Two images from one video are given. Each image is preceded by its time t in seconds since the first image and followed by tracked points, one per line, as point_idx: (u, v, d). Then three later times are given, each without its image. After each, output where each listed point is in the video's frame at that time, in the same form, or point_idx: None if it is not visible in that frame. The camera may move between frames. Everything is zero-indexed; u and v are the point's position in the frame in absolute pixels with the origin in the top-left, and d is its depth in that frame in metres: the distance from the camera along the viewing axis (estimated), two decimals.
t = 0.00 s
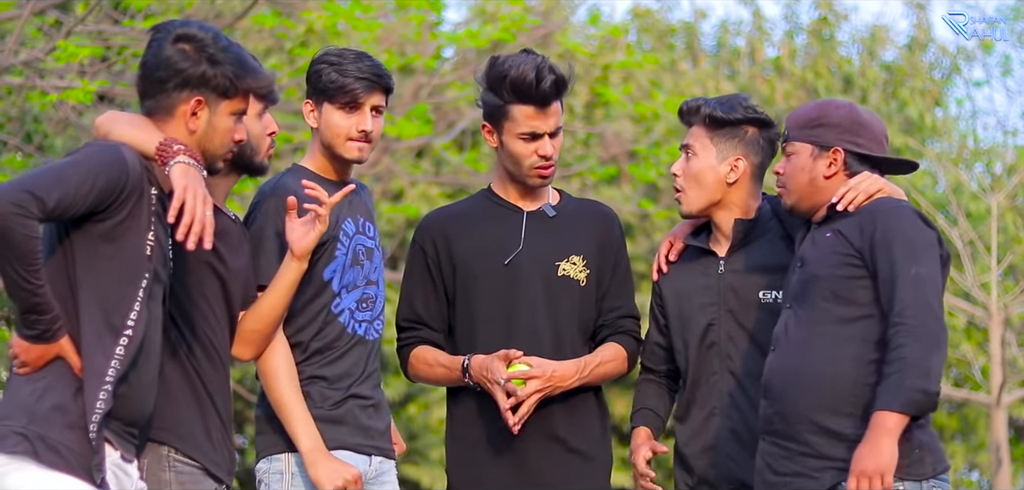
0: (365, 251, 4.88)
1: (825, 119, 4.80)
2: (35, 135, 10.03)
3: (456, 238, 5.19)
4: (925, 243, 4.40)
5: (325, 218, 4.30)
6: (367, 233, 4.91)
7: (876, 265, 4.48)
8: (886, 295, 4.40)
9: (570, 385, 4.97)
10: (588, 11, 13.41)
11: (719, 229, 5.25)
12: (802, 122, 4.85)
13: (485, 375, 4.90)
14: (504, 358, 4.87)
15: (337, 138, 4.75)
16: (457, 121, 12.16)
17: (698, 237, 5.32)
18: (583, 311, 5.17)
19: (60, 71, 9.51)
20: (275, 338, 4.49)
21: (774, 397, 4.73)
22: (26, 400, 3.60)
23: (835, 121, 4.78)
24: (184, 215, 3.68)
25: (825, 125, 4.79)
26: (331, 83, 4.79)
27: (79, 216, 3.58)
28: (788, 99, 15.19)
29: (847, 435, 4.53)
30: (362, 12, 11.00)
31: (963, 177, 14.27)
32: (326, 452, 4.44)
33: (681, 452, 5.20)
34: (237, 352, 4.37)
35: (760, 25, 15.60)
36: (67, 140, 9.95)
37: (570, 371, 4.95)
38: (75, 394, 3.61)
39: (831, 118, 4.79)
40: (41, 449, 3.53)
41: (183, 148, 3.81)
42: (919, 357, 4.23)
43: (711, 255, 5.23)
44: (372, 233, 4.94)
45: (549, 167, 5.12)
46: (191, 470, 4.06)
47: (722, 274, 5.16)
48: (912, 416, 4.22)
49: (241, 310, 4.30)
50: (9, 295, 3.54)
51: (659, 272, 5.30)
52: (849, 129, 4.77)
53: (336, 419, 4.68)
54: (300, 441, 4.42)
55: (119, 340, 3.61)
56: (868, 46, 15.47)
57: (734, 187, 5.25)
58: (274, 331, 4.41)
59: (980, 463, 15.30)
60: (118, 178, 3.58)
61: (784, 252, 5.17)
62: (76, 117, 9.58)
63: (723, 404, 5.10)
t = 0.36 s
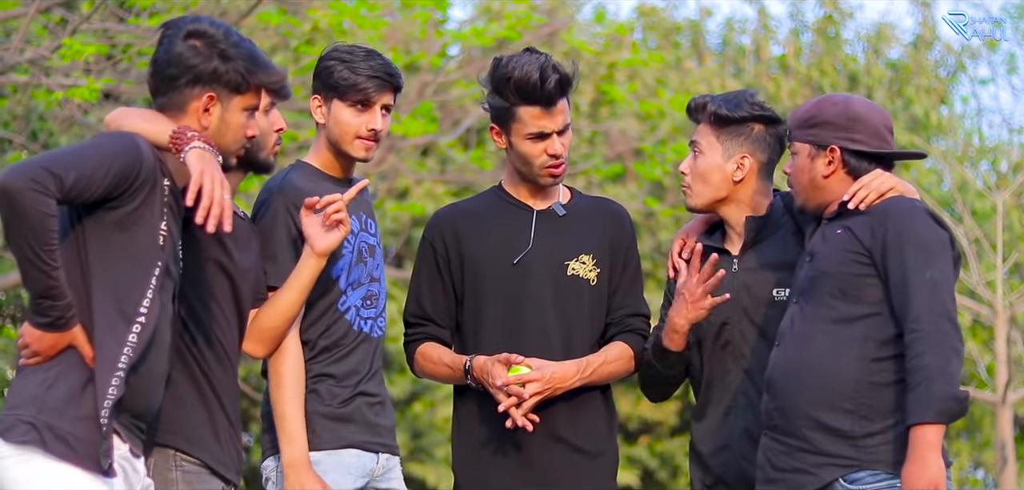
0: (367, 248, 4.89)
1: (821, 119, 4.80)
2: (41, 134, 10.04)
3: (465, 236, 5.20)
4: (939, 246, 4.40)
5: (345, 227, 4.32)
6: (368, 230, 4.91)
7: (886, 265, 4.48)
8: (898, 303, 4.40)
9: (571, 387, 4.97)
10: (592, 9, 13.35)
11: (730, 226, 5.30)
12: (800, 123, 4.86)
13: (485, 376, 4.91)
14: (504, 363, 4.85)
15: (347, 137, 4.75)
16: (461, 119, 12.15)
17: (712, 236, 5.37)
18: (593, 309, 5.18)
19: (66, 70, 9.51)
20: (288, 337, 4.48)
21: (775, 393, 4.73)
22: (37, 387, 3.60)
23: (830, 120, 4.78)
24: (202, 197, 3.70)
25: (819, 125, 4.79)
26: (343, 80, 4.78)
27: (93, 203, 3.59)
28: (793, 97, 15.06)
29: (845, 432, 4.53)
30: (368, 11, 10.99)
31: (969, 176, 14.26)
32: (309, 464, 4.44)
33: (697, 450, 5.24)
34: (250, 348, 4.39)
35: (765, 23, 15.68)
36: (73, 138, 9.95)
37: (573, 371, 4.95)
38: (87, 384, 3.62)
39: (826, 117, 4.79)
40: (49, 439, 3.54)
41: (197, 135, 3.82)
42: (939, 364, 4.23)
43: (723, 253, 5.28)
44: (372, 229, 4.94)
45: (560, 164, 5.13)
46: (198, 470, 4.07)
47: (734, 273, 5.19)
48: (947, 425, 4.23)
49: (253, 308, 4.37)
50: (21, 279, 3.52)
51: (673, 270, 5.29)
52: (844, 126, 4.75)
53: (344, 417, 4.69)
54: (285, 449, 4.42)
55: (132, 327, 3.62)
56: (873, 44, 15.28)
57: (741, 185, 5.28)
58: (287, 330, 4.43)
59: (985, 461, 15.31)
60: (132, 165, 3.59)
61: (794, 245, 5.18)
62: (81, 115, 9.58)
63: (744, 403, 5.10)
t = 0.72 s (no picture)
0: (370, 247, 4.90)
1: (831, 116, 4.79)
2: (47, 133, 10.06)
3: (473, 234, 5.20)
4: (948, 246, 4.40)
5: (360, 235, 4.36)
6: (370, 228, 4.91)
7: (894, 265, 4.48)
8: (905, 300, 4.40)
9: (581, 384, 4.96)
10: (598, 8, 13.33)
11: (733, 227, 5.31)
12: (810, 121, 4.85)
13: (495, 373, 4.90)
14: (515, 358, 4.85)
15: (357, 134, 4.75)
16: (467, 118, 12.17)
17: (716, 236, 5.38)
18: (601, 309, 5.18)
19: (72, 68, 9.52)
20: (299, 339, 4.49)
21: (783, 392, 4.73)
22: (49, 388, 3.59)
23: (839, 118, 4.77)
24: (219, 208, 3.68)
25: (830, 123, 4.78)
26: (355, 77, 4.79)
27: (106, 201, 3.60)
28: (798, 97, 15.24)
29: (853, 430, 4.54)
30: (373, 10, 10.99)
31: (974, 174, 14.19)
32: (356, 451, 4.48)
33: (703, 450, 5.22)
34: (259, 351, 4.40)
35: (770, 22, 15.75)
36: (78, 137, 9.96)
37: (582, 369, 4.93)
38: (101, 383, 3.61)
39: (836, 115, 4.78)
40: (61, 438, 3.54)
41: (215, 140, 3.82)
42: (941, 363, 4.24)
43: (728, 255, 5.30)
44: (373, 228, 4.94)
45: (566, 161, 5.13)
46: (204, 469, 4.06)
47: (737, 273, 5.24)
48: (936, 424, 4.23)
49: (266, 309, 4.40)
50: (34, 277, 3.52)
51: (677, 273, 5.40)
52: (854, 124, 4.75)
53: (353, 415, 4.69)
54: (329, 442, 4.44)
55: (145, 326, 3.61)
56: (879, 43, 15.16)
57: (743, 184, 5.27)
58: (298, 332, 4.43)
59: (991, 461, 15.30)
60: (146, 164, 3.60)
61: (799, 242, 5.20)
62: (87, 115, 9.58)
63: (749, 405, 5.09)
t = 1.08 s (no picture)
0: (373, 253, 4.92)
1: (843, 120, 4.80)
2: (50, 139, 10.09)
3: (474, 238, 5.20)
4: (946, 253, 4.42)
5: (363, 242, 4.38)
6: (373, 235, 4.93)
7: (891, 271, 4.49)
8: (903, 304, 4.41)
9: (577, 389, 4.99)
10: (601, 13, 13.35)
11: (735, 232, 5.30)
12: (819, 125, 4.83)
13: (496, 374, 4.91)
14: (515, 359, 4.86)
15: (369, 141, 4.79)
16: (469, 123, 12.18)
17: (714, 241, 5.33)
18: (602, 314, 5.18)
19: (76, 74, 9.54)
20: (302, 346, 4.49)
21: (783, 399, 4.71)
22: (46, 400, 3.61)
23: (853, 123, 4.79)
24: (203, 214, 3.71)
25: (843, 128, 4.79)
26: (364, 85, 4.82)
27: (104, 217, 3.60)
28: (801, 101, 15.06)
29: (854, 434, 4.53)
30: (376, 15, 11.00)
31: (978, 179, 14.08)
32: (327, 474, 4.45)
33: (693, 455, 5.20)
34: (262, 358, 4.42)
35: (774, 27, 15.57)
36: (81, 143, 9.98)
37: (582, 374, 4.97)
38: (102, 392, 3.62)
39: (849, 119, 4.80)
40: (62, 449, 3.56)
41: (202, 146, 3.83)
42: (940, 367, 4.25)
43: (728, 259, 5.24)
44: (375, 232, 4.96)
45: (566, 158, 5.13)
46: (204, 475, 4.06)
47: (742, 279, 5.18)
48: (944, 430, 4.25)
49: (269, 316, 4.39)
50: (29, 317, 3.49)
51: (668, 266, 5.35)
52: (867, 130, 4.79)
53: (365, 422, 4.71)
54: (303, 457, 4.43)
55: (145, 336, 3.64)
56: (882, 48, 15.35)
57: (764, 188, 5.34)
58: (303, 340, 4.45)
59: (995, 465, 15.26)
60: (141, 176, 3.60)
61: (798, 252, 5.21)
62: (90, 120, 9.57)
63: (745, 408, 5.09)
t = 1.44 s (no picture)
0: (387, 254, 4.94)
1: (850, 125, 4.81)
2: (61, 139, 10.14)
3: (484, 238, 5.21)
4: (955, 254, 4.42)
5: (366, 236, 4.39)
6: (383, 236, 4.95)
7: (900, 270, 4.49)
8: (913, 306, 4.41)
9: (588, 389, 4.98)
10: (612, 13, 13.37)
11: (736, 233, 5.27)
12: (826, 130, 4.84)
13: (505, 377, 4.92)
14: (525, 362, 4.86)
15: (386, 145, 4.83)
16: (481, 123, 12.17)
17: (718, 240, 5.31)
18: (611, 316, 5.19)
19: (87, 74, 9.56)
20: (315, 347, 4.50)
21: (794, 400, 4.71)
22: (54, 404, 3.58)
23: (859, 127, 4.79)
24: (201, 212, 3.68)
25: (849, 132, 4.80)
26: (381, 90, 4.85)
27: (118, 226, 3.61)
28: (813, 101, 15.06)
29: (865, 435, 4.53)
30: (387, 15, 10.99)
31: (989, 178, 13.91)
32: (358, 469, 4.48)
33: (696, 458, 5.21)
34: (278, 360, 4.42)
35: (785, 27, 15.53)
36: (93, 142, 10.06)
37: (593, 374, 4.98)
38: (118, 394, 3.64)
39: (855, 123, 4.80)
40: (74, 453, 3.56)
41: (204, 145, 3.82)
42: (950, 366, 4.25)
43: (734, 260, 5.22)
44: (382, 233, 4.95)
45: (576, 158, 5.12)
46: (218, 476, 4.06)
47: (746, 279, 5.17)
48: (952, 428, 4.25)
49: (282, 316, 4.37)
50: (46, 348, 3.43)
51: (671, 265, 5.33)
52: (874, 134, 4.79)
53: (375, 423, 4.73)
54: (331, 455, 4.45)
55: (158, 341, 3.69)
56: (893, 47, 15.33)
57: (750, 191, 5.26)
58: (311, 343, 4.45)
59: (1007, 465, 15.16)
60: (153, 181, 3.63)
61: (805, 256, 5.21)
62: (101, 120, 9.59)
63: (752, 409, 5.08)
